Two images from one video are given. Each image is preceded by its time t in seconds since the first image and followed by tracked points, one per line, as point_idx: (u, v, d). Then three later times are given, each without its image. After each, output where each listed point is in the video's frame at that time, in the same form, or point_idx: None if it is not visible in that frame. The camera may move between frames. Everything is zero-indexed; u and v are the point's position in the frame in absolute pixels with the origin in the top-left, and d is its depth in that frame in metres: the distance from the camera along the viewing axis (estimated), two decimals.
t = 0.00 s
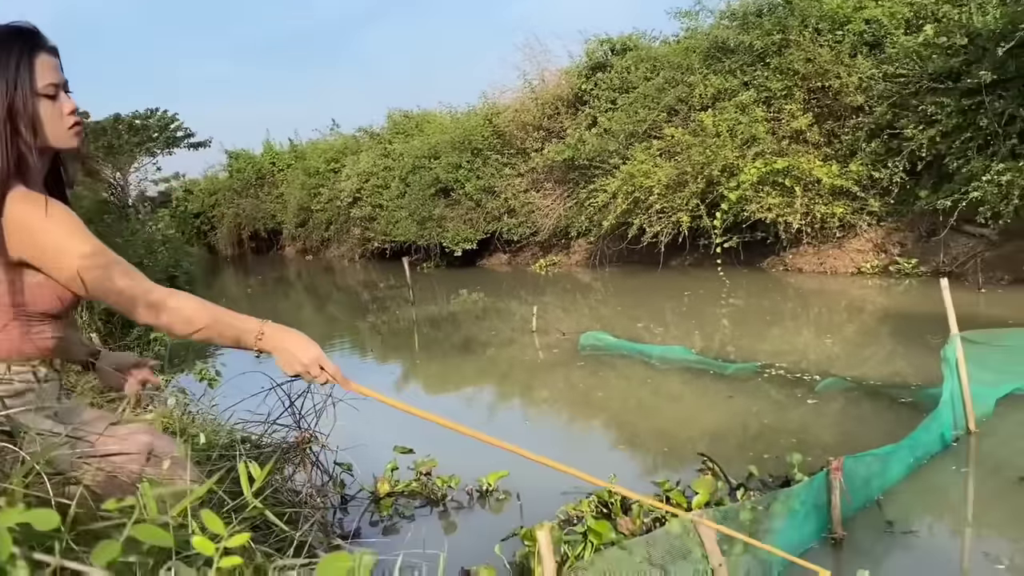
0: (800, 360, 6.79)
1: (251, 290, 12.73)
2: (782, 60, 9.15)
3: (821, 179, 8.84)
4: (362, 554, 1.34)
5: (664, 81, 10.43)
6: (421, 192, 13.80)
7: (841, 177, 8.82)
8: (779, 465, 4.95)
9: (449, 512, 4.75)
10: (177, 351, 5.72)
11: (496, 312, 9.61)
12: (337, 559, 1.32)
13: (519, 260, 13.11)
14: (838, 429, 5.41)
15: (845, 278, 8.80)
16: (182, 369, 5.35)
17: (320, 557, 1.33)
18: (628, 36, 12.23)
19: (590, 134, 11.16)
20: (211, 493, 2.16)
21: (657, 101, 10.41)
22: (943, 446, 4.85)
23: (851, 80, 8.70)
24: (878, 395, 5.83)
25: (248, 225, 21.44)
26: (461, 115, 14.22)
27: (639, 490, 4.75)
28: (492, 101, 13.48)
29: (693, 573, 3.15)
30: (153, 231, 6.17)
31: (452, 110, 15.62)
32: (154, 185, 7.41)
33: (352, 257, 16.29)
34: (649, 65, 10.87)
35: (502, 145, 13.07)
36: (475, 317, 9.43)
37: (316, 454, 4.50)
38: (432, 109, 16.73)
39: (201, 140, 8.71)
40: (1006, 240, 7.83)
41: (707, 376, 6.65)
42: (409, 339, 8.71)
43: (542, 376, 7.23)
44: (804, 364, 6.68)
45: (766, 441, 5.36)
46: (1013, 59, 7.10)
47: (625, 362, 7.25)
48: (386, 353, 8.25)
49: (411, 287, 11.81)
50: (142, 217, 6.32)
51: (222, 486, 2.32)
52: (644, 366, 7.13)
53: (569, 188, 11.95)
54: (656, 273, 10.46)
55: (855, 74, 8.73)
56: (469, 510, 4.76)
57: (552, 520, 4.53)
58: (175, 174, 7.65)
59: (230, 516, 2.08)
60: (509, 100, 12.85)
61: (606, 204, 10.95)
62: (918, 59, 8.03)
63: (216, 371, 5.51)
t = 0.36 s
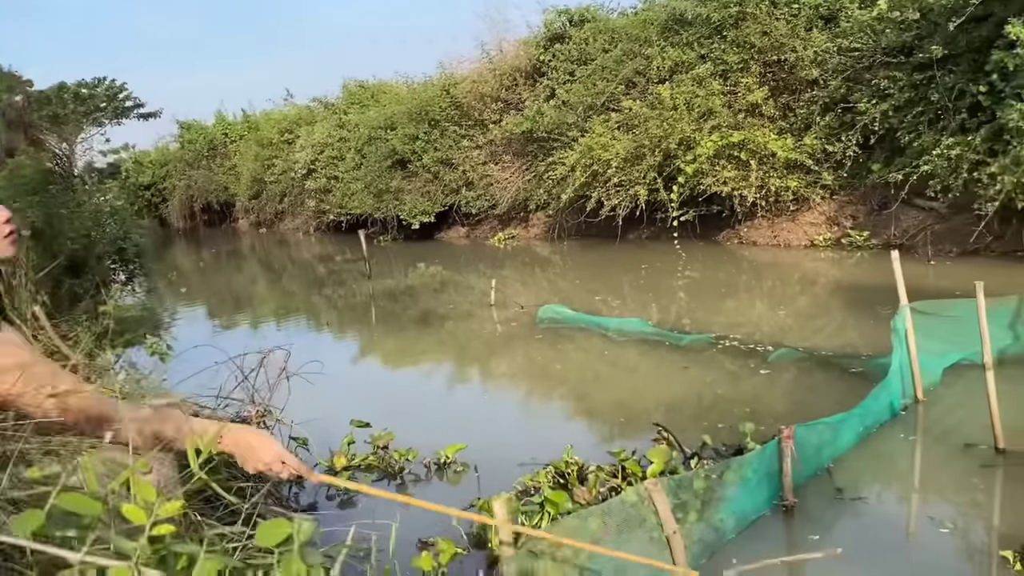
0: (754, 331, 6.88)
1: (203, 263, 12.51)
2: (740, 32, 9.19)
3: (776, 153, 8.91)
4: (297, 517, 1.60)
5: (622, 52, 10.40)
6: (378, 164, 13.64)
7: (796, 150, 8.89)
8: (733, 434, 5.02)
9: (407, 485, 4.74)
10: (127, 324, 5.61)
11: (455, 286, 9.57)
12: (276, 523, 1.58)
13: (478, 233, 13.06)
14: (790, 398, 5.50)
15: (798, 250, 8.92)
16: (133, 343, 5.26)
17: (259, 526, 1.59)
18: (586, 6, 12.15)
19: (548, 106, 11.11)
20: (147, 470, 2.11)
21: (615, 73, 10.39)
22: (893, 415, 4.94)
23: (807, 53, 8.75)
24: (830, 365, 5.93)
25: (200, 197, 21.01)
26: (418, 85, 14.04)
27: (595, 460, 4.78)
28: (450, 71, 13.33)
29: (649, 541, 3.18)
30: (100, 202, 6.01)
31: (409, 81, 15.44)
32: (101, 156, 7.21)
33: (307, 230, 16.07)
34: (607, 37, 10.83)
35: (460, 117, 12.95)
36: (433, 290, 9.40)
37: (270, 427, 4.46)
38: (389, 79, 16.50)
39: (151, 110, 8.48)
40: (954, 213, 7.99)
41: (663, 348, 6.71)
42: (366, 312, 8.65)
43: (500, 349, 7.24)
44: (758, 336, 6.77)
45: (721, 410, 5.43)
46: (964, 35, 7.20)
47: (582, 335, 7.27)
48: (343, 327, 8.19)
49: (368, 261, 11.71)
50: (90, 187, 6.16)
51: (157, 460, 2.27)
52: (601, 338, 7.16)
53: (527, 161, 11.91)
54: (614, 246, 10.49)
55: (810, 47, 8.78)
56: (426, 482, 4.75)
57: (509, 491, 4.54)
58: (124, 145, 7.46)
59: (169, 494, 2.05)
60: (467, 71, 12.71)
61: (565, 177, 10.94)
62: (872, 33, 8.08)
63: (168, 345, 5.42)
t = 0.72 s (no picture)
0: (714, 308, 6.97)
1: (162, 241, 12.32)
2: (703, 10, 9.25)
3: (737, 130, 9.00)
4: (250, 492, 1.57)
5: (585, 29, 10.40)
6: (339, 140, 13.50)
7: (756, 128, 8.97)
8: (693, 408, 5.09)
9: (370, 462, 4.74)
10: (83, 303, 5.52)
11: (418, 263, 9.55)
12: (227, 498, 1.54)
13: (441, 210, 13.02)
14: (748, 373, 5.58)
15: (758, 228, 9.03)
16: (89, 322, 5.18)
17: (210, 499, 1.55)
18: None
19: (511, 82, 11.08)
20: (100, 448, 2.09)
21: (578, 49, 10.38)
22: (848, 388, 5.05)
23: (767, 32, 8.82)
24: (787, 340, 6.03)
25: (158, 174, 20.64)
26: (379, 60, 13.90)
27: (557, 435, 4.82)
28: (412, 47, 13.21)
29: (609, 513, 3.22)
30: (54, 178, 5.89)
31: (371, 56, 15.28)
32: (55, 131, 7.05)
33: (267, 207, 15.88)
34: (570, 13, 10.82)
35: (423, 93, 12.86)
36: (396, 268, 9.36)
37: (231, 405, 4.43)
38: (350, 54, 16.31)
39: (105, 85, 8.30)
40: (909, 190, 8.14)
41: (625, 324, 6.77)
42: (328, 290, 8.60)
43: (464, 327, 7.25)
44: (718, 312, 6.86)
45: (681, 385, 5.50)
46: (920, 14, 7.35)
47: (545, 312, 7.30)
48: (305, 305, 8.14)
49: (330, 238, 11.62)
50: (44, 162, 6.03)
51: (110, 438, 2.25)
52: (563, 315, 7.20)
53: (490, 137, 11.90)
54: (577, 224, 10.53)
55: (771, 25, 8.85)
56: (390, 459, 4.76)
57: (472, 467, 4.57)
58: (78, 121, 7.32)
59: (121, 471, 2.03)
60: (430, 46, 12.61)
61: (528, 154, 10.93)
62: (831, 11, 8.27)
63: (125, 324, 5.34)
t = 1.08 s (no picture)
0: (674, 284, 7.02)
1: (116, 219, 12.07)
2: None
3: (697, 108, 9.05)
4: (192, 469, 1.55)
5: (547, 5, 10.35)
6: (298, 116, 13.31)
7: (715, 106, 9.02)
8: (653, 384, 5.14)
9: (332, 440, 4.72)
10: (35, 283, 5.41)
11: (379, 241, 9.48)
12: (168, 475, 1.52)
13: (403, 187, 12.94)
14: (708, 349, 5.64)
15: (718, 205, 9.11)
16: (40, 302, 5.08)
17: (152, 474, 1.52)
18: None
19: (473, 58, 11.01)
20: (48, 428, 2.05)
21: (540, 25, 10.33)
22: (803, 361, 5.14)
23: (728, 9, 8.85)
24: (746, 316, 6.11)
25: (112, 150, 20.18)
26: (339, 35, 13.70)
27: (519, 412, 4.84)
28: (373, 22, 13.04)
29: (571, 488, 3.25)
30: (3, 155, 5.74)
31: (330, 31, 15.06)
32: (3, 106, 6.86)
33: (225, 184, 15.63)
34: None
35: (383, 68, 12.71)
36: (356, 245, 9.28)
37: (187, 384, 4.37)
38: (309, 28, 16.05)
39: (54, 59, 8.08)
40: (866, 167, 8.26)
41: (587, 301, 6.80)
42: (287, 268, 8.50)
43: (426, 304, 7.23)
44: (678, 288, 6.91)
45: (642, 361, 5.55)
46: None
47: (507, 290, 7.30)
48: (264, 283, 8.04)
49: (289, 215, 11.48)
50: None
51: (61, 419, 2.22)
52: (524, 292, 7.20)
53: (451, 114, 11.82)
54: (539, 201, 10.52)
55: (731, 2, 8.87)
56: (351, 437, 4.75)
57: (434, 444, 4.57)
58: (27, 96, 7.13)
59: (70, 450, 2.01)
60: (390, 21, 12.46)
61: (490, 131, 10.88)
62: None
63: (78, 303, 5.23)
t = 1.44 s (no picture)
0: (640, 264, 7.05)
1: (74, 199, 11.84)
2: None
3: (662, 87, 9.06)
4: (134, 444, 1.53)
5: None
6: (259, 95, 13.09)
7: (680, 85, 9.04)
8: (618, 362, 5.17)
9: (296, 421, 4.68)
10: None
11: (343, 221, 9.40)
12: (111, 450, 1.50)
13: (367, 166, 12.84)
14: (672, 327, 5.67)
15: (682, 184, 9.16)
16: None
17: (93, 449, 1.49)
18: None
19: (437, 36, 10.92)
20: None
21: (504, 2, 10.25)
22: (766, 338, 5.19)
23: None
24: (709, 295, 6.15)
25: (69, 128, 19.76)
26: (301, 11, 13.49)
27: (485, 391, 4.84)
28: None
29: (536, 465, 3.26)
30: None
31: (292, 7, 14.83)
32: None
33: (186, 164, 15.38)
34: None
35: (346, 46, 12.56)
36: (320, 225, 9.20)
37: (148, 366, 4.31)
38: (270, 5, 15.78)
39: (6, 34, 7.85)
40: (828, 147, 8.34)
41: (552, 281, 6.80)
42: (250, 249, 8.40)
43: (391, 284, 7.19)
44: (643, 268, 6.94)
45: (607, 340, 5.57)
46: None
47: (473, 270, 7.28)
48: (226, 264, 7.94)
49: (252, 195, 11.34)
50: None
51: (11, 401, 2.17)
52: (489, 272, 7.19)
53: (416, 92, 11.74)
54: (505, 181, 10.49)
55: None
56: (316, 418, 4.71)
57: (400, 423, 4.56)
58: None
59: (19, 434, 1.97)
60: None
61: (455, 109, 10.82)
62: None
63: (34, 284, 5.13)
